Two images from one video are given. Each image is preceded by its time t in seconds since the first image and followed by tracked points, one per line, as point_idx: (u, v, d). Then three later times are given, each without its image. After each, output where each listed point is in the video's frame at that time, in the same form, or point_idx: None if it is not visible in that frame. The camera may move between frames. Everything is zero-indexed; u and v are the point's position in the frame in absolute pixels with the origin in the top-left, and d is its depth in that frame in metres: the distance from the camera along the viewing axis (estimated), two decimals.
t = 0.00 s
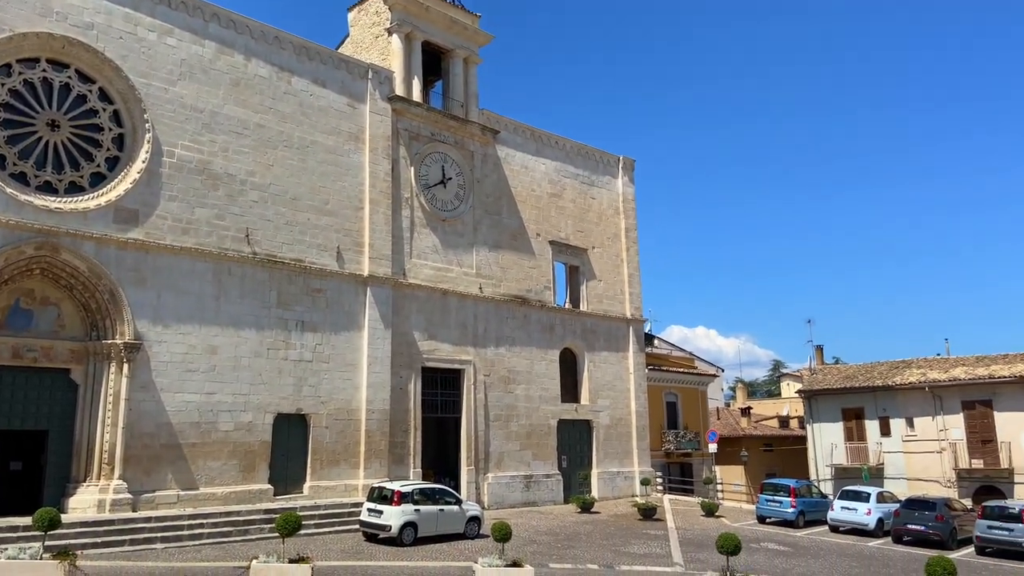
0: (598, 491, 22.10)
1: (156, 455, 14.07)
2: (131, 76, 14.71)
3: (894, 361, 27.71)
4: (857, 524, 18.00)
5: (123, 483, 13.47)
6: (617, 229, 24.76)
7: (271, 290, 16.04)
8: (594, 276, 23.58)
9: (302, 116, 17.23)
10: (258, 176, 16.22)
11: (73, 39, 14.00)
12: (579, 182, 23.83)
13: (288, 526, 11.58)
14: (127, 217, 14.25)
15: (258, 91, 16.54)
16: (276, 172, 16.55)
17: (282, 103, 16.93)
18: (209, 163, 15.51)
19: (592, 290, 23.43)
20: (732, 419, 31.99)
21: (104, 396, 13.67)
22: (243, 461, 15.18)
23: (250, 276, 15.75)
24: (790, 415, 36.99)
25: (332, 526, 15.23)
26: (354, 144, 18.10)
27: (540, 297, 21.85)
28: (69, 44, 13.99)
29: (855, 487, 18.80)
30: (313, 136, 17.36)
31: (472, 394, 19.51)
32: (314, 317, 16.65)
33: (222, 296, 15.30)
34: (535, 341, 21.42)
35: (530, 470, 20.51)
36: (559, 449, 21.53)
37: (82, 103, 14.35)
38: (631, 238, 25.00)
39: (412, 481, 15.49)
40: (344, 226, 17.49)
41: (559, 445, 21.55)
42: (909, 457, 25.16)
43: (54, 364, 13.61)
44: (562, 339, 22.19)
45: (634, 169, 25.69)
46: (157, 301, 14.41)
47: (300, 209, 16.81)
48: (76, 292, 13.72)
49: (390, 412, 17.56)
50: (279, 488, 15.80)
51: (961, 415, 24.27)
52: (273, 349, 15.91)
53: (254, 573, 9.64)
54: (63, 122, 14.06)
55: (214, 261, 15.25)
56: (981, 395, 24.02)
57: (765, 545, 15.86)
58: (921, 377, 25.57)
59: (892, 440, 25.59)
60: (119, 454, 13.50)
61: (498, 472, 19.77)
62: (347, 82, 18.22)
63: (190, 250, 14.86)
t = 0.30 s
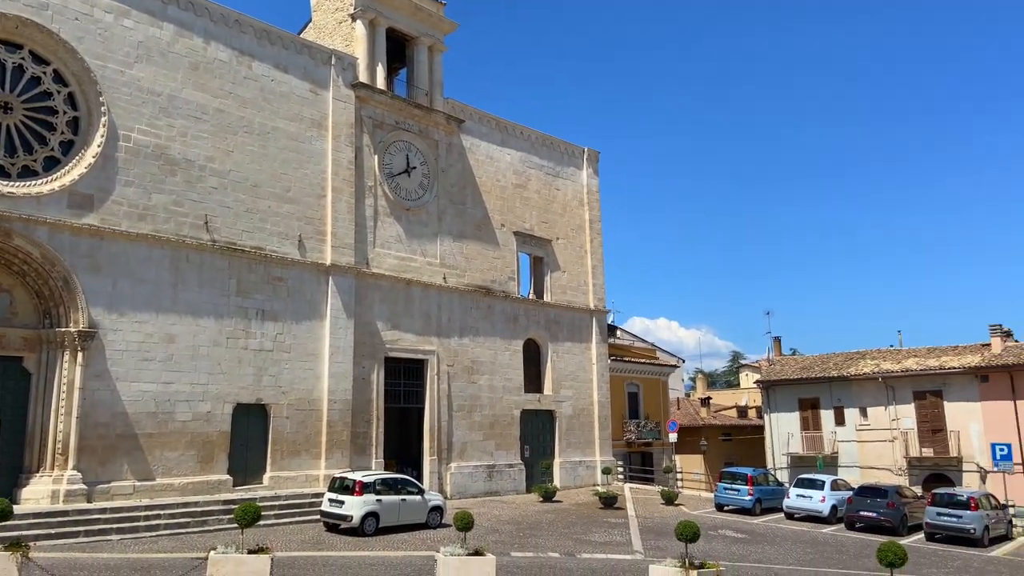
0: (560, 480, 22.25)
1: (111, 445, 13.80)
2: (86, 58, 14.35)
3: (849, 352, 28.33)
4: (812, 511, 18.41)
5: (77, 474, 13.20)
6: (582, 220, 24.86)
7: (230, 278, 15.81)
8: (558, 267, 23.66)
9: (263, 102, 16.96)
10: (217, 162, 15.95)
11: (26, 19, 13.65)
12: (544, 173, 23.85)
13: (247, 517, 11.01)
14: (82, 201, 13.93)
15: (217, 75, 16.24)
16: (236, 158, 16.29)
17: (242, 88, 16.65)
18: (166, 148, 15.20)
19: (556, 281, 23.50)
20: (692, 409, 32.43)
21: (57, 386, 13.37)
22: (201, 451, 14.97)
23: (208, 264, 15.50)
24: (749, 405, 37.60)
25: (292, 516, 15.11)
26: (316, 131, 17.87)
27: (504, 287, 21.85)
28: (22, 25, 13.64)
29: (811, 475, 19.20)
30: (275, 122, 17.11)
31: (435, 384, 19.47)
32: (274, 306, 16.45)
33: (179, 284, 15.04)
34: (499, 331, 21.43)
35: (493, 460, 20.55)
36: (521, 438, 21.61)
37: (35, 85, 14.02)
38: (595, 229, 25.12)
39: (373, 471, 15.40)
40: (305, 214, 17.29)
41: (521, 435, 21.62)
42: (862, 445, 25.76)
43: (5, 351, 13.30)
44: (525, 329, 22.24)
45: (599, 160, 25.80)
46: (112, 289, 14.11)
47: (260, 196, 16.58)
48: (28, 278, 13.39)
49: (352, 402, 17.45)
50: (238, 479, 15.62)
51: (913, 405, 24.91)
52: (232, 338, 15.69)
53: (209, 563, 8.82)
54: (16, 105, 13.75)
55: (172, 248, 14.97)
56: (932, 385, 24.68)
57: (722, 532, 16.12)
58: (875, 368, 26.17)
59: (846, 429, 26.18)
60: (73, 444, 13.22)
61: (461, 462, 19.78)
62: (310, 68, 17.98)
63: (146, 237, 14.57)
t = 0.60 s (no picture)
0: (525, 471, 22.32)
1: (68, 437, 13.51)
2: (41, 41, 13.96)
3: (809, 344, 28.81)
4: (771, 500, 18.72)
5: (33, 466, 12.90)
6: (548, 212, 24.88)
7: (191, 268, 15.53)
8: (524, 258, 23.66)
9: (224, 89, 16.66)
10: (178, 149, 15.63)
11: None
12: (511, 164, 23.81)
13: (208, 510, 10.52)
14: (37, 188, 13.59)
15: (178, 60, 15.91)
16: (196, 145, 15.98)
17: (204, 74, 16.33)
18: (125, 134, 14.86)
19: (522, 272, 23.51)
20: (656, 400, 32.74)
21: (11, 376, 13.06)
22: (161, 443, 14.71)
23: (168, 252, 15.20)
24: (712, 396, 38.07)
25: (254, 509, 14.96)
26: (280, 119, 17.61)
27: (470, 279, 21.79)
28: None
29: (771, 464, 19.51)
30: (237, 109, 16.82)
31: (400, 375, 19.37)
32: (236, 296, 16.20)
33: (138, 273, 14.74)
34: (465, 322, 21.38)
35: (458, 451, 20.54)
36: (486, 429, 21.62)
37: None
38: (562, 221, 25.16)
39: (337, 463, 15.29)
40: (268, 202, 17.04)
41: (487, 426, 21.63)
42: (821, 435, 26.24)
43: None
44: (491, 320, 22.21)
45: (565, 152, 25.82)
46: (69, 278, 13.79)
47: (222, 184, 16.30)
48: None
49: (315, 393, 17.29)
50: (198, 471, 15.40)
51: (870, 395, 25.44)
52: (192, 328, 15.42)
53: (169, 556, 8.63)
54: None
55: (130, 236, 14.66)
56: (888, 376, 25.23)
57: (685, 521, 16.31)
58: (834, 359, 26.66)
59: (806, 419, 26.65)
60: (28, 436, 12.91)
61: (426, 453, 19.73)
62: (273, 55, 17.69)
63: (104, 224, 14.25)
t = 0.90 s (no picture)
0: (495, 463, 22.36)
1: (30, 430, 13.27)
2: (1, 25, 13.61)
3: (776, 337, 29.20)
4: (737, 490, 18.98)
5: None
6: (519, 204, 24.87)
7: (156, 258, 15.29)
8: (495, 251, 23.64)
9: (190, 76, 16.39)
10: (142, 137, 15.35)
11: None
12: (482, 156, 23.75)
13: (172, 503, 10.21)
14: None
15: (142, 47, 15.61)
16: (161, 133, 15.72)
17: (169, 61, 16.05)
18: (88, 121, 14.56)
19: (493, 264, 23.49)
20: (625, 392, 32.98)
21: None
22: (125, 436, 14.47)
23: (132, 243, 14.94)
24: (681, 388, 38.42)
25: (220, 502, 14.82)
26: (247, 108, 17.37)
27: (440, 271, 21.72)
28: None
29: (737, 455, 19.77)
30: (203, 97, 16.56)
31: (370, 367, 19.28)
32: (202, 287, 15.98)
33: (101, 263, 14.47)
34: (435, 314, 21.33)
35: (428, 443, 20.51)
36: (456, 422, 21.61)
37: None
38: (533, 214, 25.17)
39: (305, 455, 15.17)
40: (235, 192, 16.82)
41: (457, 418, 21.63)
42: (787, 426, 26.63)
43: None
44: (462, 313, 22.18)
45: (537, 144, 25.83)
46: (29, 268, 13.51)
47: (188, 173, 16.05)
48: None
49: (283, 385, 17.14)
50: (164, 464, 15.21)
51: (835, 387, 25.88)
52: (157, 320, 15.18)
53: (133, 551, 8.55)
54: None
55: (93, 226, 14.39)
56: (852, 368, 25.67)
57: (653, 511, 16.47)
58: (800, 352, 27.06)
59: (772, 410, 27.04)
60: None
61: (396, 445, 19.68)
62: (240, 42, 17.44)
63: (66, 214, 13.97)
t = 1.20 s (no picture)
0: (472, 457, 22.35)
1: None
2: None
3: (751, 330, 29.46)
4: (712, 483, 19.14)
5: None
6: (496, 198, 24.83)
7: (127, 250, 15.06)
8: (472, 244, 23.58)
9: (163, 66, 16.15)
10: (113, 127, 15.10)
11: None
12: (459, 149, 23.66)
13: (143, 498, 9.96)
14: None
15: (114, 36, 15.35)
16: (133, 124, 15.47)
17: (141, 51, 15.79)
18: (58, 111, 14.30)
19: (470, 258, 23.44)
20: (602, 385, 33.11)
21: None
22: (96, 431, 14.26)
23: (103, 235, 14.71)
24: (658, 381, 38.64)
25: (193, 498, 14.69)
26: (221, 98, 17.15)
27: (417, 264, 21.63)
28: None
29: (712, 448, 19.93)
30: (175, 87, 16.32)
31: (346, 361, 19.17)
32: (174, 280, 15.78)
33: (72, 255, 14.23)
34: (412, 307, 21.24)
35: (404, 437, 20.45)
36: (433, 415, 21.57)
37: None
38: (510, 207, 25.14)
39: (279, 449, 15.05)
40: (208, 184, 16.61)
41: (434, 412, 21.59)
42: (761, 419, 26.90)
43: None
44: (439, 306, 22.11)
45: (514, 138, 25.80)
46: None
47: (160, 165, 15.82)
48: None
49: (258, 379, 17.00)
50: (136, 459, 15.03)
51: (808, 380, 26.17)
52: (129, 313, 14.97)
53: (104, 546, 8.40)
54: None
55: (62, 218, 14.14)
56: (825, 361, 25.97)
57: (628, 503, 16.56)
58: (774, 345, 27.32)
59: (746, 404, 27.28)
60: None
61: (372, 439, 19.60)
62: (214, 32, 17.20)
63: (35, 205, 13.71)
